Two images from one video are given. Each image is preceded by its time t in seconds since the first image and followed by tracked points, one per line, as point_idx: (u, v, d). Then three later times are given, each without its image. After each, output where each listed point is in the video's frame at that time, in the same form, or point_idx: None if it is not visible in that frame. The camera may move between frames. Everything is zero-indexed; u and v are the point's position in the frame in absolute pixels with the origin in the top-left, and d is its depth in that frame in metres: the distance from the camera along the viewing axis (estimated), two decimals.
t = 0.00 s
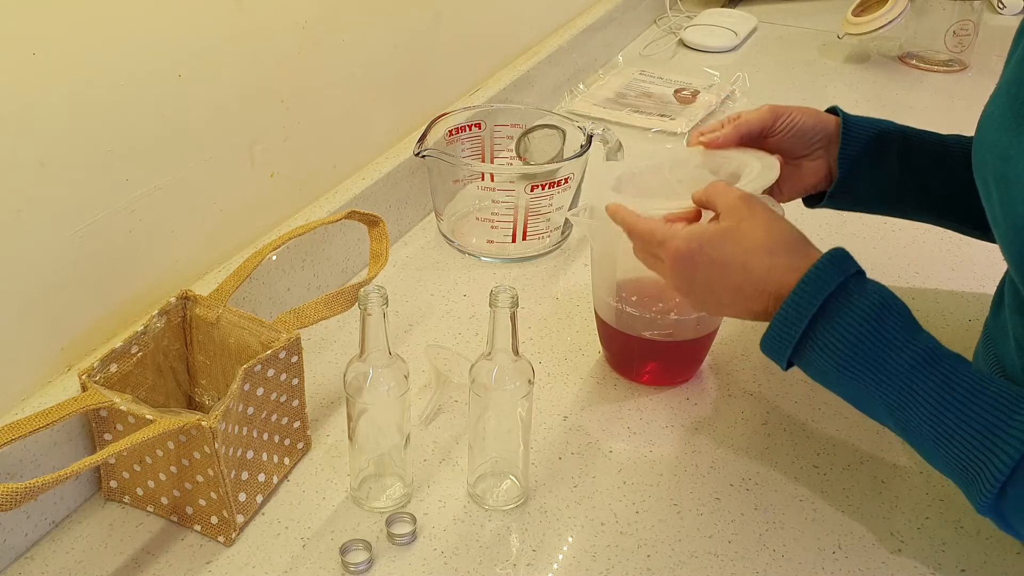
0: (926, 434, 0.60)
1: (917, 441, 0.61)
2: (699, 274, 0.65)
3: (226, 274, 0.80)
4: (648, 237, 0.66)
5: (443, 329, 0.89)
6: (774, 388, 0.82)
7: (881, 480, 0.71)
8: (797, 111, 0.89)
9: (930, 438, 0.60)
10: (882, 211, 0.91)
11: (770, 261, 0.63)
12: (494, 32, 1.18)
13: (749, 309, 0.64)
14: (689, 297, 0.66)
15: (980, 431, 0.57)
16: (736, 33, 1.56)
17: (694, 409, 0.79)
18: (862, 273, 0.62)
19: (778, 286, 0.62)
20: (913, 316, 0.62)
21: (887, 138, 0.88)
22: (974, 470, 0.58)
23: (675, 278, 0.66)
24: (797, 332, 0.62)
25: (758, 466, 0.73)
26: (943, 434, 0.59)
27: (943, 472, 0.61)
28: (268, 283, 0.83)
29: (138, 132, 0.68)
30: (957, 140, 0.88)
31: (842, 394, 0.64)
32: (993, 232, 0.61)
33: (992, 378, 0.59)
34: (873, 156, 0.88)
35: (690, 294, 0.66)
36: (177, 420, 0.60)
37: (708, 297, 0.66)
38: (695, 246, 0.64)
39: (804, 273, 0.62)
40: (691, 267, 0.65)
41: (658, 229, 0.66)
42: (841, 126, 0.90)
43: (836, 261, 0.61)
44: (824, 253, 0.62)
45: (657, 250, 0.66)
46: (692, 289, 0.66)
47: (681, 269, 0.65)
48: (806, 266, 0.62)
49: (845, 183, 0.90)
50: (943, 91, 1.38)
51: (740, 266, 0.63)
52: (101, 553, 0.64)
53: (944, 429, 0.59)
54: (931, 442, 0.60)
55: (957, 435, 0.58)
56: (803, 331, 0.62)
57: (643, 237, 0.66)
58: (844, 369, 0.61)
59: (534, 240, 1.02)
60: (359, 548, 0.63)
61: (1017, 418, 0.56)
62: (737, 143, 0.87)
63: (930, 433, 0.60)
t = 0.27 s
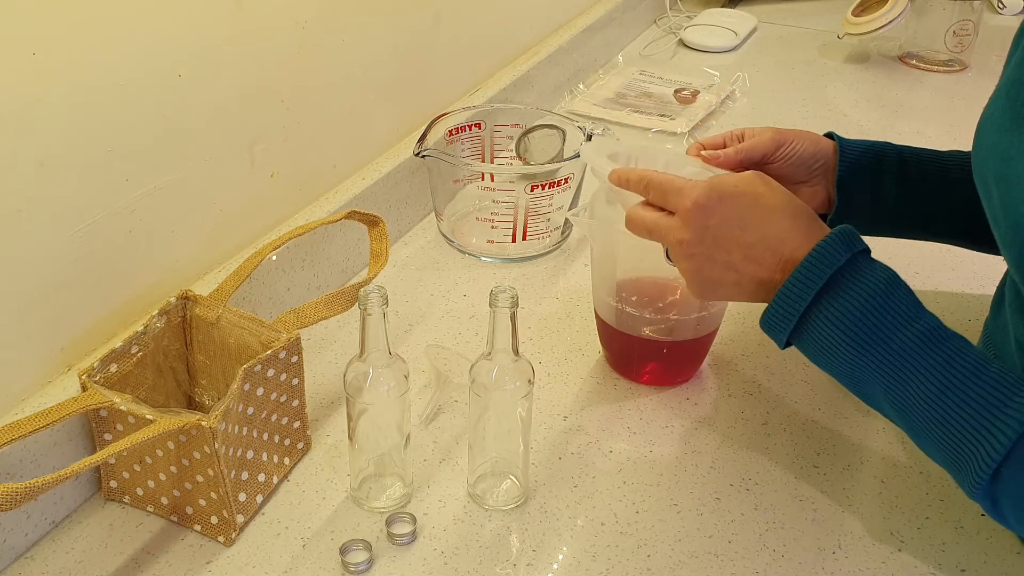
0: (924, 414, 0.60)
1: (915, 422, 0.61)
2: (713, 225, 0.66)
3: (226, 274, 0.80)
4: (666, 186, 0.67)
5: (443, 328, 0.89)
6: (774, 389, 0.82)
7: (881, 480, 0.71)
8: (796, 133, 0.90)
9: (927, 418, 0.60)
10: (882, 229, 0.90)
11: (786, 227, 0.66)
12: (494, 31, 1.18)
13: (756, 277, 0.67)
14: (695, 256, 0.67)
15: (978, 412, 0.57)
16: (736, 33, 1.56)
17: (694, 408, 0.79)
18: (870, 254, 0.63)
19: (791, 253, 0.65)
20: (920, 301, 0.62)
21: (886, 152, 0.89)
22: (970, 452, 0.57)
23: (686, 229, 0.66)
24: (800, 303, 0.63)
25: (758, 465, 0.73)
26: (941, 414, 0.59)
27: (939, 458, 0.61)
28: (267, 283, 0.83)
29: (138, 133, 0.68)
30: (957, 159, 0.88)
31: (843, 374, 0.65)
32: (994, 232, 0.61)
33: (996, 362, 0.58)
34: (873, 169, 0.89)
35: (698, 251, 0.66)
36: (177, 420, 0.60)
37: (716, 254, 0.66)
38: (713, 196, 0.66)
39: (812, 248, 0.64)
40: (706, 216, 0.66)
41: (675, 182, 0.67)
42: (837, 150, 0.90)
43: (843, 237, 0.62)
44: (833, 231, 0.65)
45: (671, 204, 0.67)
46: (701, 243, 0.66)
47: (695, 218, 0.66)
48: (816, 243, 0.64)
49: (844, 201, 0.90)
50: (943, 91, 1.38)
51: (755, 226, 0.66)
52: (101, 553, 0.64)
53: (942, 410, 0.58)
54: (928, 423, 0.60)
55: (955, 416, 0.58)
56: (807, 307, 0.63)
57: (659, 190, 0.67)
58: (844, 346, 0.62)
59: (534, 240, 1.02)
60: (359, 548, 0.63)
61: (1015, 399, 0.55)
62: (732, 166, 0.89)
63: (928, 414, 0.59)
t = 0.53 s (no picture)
0: (928, 416, 0.60)
1: (919, 424, 0.61)
2: (724, 221, 0.65)
3: (226, 274, 0.80)
4: (675, 181, 0.66)
5: (442, 328, 0.89)
6: (775, 389, 0.82)
7: (881, 480, 0.71)
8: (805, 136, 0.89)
9: (932, 420, 0.60)
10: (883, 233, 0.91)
11: (794, 227, 0.66)
12: (495, 31, 1.18)
13: (765, 276, 0.66)
14: (703, 253, 0.66)
15: (982, 413, 0.57)
16: (736, 33, 1.56)
17: (694, 408, 0.79)
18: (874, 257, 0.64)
19: (798, 255, 0.65)
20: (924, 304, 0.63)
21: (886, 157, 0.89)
22: (975, 453, 0.57)
23: (697, 225, 0.65)
24: (807, 305, 0.63)
25: (758, 465, 0.73)
26: (946, 416, 0.59)
27: (943, 460, 0.61)
28: (267, 283, 0.82)
29: (138, 133, 0.68)
30: (957, 161, 0.88)
31: (847, 378, 0.65)
32: (994, 232, 0.61)
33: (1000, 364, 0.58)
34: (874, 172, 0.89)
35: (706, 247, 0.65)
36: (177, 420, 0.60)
37: (725, 251, 0.66)
38: (725, 192, 0.65)
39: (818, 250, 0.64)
40: (717, 211, 0.65)
41: (685, 177, 0.66)
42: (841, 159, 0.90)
43: (849, 238, 0.62)
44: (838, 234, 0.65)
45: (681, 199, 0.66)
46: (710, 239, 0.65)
47: (705, 213, 0.65)
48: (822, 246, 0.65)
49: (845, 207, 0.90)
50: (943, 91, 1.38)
51: (765, 224, 0.66)
52: (101, 553, 0.64)
53: (946, 411, 0.59)
54: (933, 425, 0.60)
55: (959, 417, 0.58)
56: (812, 309, 0.63)
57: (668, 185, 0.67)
58: (848, 348, 0.62)
59: (534, 240, 1.02)
60: (359, 548, 0.63)
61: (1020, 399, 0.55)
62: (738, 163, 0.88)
63: (932, 416, 0.60)
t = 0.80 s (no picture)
0: (930, 435, 0.60)
1: (922, 443, 0.61)
2: (711, 263, 0.64)
3: (226, 274, 0.80)
4: (657, 226, 0.65)
5: (442, 328, 0.89)
6: (775, 389, 0.82)
7: (881, 480, 0.71)
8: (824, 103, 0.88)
9: (934, 439, 0.60)
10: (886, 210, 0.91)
11: (782, 256, 0.64)
12: (495, 31, 1.18)
13: (759, 307, 0.66)
14: (695, 293, 0.66)
15: (983, 430, 0.57)
16: (736, 33, 1.56)
17: (695, 408, 0.79)
18: (863, 277, 0.63)
19: (788, 281, 0.64)
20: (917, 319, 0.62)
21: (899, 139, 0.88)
22: (978, 470, 0.57)
23: (685, 270, 0.65)
24: (801, 333, 0.62)
25: (759, 465, 0.73)
26: (947, 434, 0.59)
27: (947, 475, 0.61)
28: (267, 283, 0.82)
29: (138, 133, 0.68)
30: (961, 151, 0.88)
31: (846, 397, 0.64)
32: (997, 233, 0.61)
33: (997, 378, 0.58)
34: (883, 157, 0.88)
35: (697, 289, 0.66)
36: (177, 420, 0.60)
37: (716, 289, 0.65)
38: (707, 235, 0.64)
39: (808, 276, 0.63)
40: (702, 256, 0.64)
41: (666, 219, 0.65)
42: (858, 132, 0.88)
43: (838, 264, 0.62)
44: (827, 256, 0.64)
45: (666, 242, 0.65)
46: (699, 281, 0.65)
47: (691, 259, 0.64)
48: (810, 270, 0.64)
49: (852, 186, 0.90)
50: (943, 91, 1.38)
51: (751, 258, 0.64)
52: (101, 553, 0.64)
53: (947, 430, 0.59)
54: (935, 442, 0.60)
55: (961, 435, 0.58)
56: (806, 336, 0.63)
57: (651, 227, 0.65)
58: (845, 373, 0.62)
59: (534, 240, 1.02)
60: (359, 548, 0.63)
61: (1019, 417, 0.55)
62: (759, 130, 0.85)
63: (934, 434, 0.60)
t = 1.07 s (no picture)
0: (930, 444, 0.60)
1: (922, 451, 0.61)
2: (705, 278, 0.64)
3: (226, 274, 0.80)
4: (652, 241, 0.65)
5: (442, 329, 0.89)
6: (776, 388, 0.82)
7: (881, 480, 0.71)
8: (820, 92, 0.88)
9: (934, 447, 0.60)
10: (884, 200, 0.92)
11: (777, 270, 0.64)
12: (495, 31, 1.18)
13: (757, 322, 0.65)
14: (692, 309, 0.66)
15: (983, 439, 0.57)
16: (736, 33, 1.56)
17: (695, 408, 0.79)
18: (859, 286, 0.63)
19: (784, 294, 0.64)
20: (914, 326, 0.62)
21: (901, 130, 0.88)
22: (978, 478, 0.57)
23: (680, 286, 0.65)
24: (799, 345, 0.62)
25: (759, 465, 0.73)
26: (947, 443, 0.59)
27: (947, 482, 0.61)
28: (267, 283, 0.82)
29: (139, 133, 0.68)
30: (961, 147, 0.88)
31: (845, 406, 0.64)
32: (999, 233, 0.61)
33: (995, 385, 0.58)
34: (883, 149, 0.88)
35: (694, 305, 0.66)
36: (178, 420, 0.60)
37: (713, 304, 0.65)
38: (701, 250, 0.64)
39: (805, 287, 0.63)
40: (696, 272, 0.64)
41: (660, 234, 0.65)
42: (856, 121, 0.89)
43: (834, 275, 0.61)
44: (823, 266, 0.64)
45: (661, 257, 0.65)
46: (695, 297, 0.65)
47: (685, 275, 0.64)
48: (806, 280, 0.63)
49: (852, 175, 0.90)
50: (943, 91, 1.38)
51: (745, 272, 0.64)
52: (101, 553, 0.64)
53: (946, 439, 0.59)
54: (934, 450, 0.60)
55: (960, 443, 0.58)
56: (804, 348, 0.63)
57: (645, 242, 0.66)
58: (844, 383, 0.62)
59: (534, 240, 1.02)
60: (359, 548, 0.63)
61: (1017, 426, 0.55)
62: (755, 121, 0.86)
63: (933, 443, 0.60)
